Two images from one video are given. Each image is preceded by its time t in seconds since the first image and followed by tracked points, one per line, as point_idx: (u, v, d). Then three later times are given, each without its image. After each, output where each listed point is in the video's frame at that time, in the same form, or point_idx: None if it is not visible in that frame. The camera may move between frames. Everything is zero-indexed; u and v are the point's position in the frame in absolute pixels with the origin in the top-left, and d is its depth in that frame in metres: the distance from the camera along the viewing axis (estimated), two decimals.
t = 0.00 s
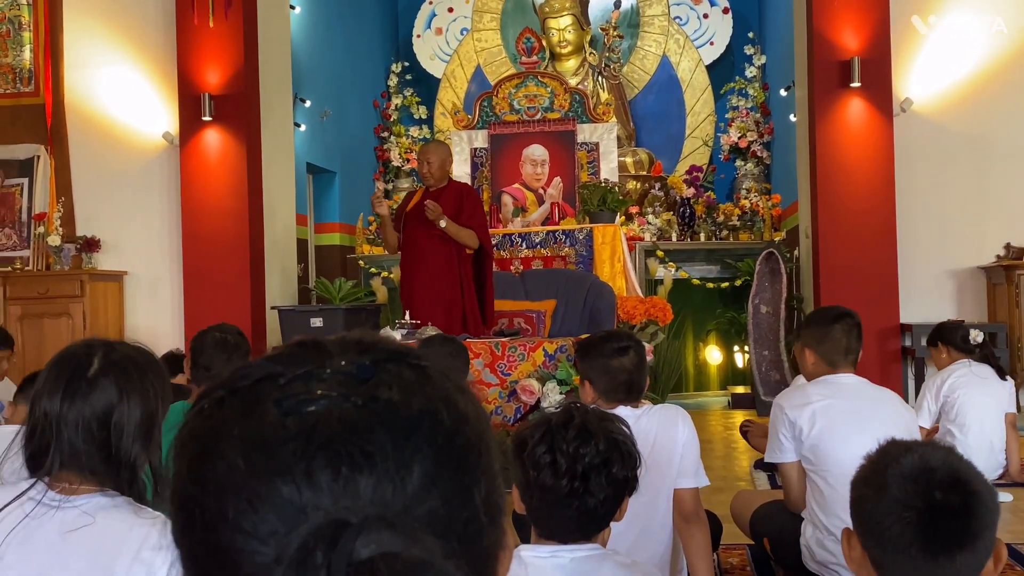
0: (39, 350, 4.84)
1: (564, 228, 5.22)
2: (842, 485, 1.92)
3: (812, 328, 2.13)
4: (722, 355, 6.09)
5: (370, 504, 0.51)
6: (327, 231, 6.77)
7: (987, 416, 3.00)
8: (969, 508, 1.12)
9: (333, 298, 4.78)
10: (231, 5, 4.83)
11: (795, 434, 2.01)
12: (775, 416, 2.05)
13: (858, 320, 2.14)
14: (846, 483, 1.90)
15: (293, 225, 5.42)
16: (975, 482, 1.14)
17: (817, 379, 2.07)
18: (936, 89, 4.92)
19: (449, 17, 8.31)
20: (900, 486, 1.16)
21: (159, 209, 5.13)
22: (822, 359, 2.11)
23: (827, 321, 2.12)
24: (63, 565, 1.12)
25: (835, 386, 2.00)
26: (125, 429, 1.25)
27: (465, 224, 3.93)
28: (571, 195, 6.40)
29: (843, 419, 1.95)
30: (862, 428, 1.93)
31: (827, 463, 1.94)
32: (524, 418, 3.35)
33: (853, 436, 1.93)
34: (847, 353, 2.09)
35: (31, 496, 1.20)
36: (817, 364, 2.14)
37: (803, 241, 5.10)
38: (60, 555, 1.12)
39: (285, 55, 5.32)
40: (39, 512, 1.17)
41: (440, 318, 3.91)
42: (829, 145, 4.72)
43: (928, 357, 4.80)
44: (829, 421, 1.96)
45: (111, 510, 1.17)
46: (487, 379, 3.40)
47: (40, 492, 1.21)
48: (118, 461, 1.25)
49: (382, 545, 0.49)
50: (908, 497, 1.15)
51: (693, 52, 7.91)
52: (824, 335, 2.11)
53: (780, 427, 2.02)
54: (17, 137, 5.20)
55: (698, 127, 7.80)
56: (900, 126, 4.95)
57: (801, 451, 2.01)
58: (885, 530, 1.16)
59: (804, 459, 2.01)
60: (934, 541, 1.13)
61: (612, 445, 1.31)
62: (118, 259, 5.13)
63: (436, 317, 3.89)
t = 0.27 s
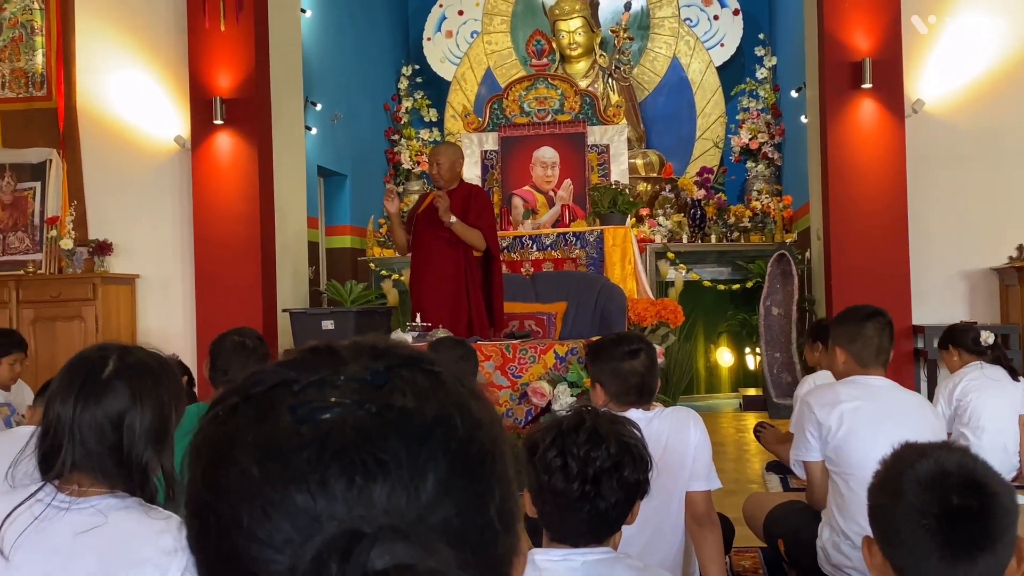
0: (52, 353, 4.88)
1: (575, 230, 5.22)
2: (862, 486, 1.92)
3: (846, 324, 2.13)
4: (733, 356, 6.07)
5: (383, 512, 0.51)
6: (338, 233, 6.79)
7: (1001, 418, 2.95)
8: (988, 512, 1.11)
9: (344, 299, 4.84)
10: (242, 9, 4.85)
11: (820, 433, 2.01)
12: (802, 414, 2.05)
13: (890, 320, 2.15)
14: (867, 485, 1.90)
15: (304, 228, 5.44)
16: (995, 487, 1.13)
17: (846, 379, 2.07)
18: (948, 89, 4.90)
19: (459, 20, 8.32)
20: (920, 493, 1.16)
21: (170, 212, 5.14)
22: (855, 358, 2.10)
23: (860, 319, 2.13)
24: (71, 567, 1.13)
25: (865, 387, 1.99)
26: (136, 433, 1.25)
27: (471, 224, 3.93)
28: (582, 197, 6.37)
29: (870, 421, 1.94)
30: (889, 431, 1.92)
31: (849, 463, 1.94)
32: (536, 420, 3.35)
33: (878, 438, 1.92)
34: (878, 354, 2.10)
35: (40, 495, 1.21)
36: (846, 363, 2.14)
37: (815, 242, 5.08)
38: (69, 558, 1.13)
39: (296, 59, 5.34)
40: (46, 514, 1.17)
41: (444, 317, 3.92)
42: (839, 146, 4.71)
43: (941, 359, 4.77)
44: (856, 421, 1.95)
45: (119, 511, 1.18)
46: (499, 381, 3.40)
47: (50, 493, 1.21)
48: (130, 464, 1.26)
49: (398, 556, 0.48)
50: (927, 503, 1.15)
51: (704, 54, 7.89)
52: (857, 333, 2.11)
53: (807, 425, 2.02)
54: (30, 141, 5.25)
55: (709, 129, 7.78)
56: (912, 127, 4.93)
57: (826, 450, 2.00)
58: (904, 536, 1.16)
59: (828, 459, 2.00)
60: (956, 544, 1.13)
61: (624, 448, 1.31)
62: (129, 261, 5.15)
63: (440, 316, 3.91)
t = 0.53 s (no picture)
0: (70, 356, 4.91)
1: (590, 232, 5.22)
2: (887, 498, 1.91)
3: (872, 336, 2.12)
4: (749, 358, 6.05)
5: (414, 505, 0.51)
6: (353, 236, 6.81)
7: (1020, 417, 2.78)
8: (1018, 513, 1.10)
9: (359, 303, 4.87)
10: (257, 13, 4.88)
11: (842, 445, 1.99)
12: (823, 427, 2.03)
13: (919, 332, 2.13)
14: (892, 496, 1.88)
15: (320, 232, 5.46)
16: None
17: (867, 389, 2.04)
18: (964, 89, 4.86)
19: (473, 23, 8.34)
20: (948, 493, 1.16)
21: (186, 216, 5.17)
22: (879, 368, 2.09)
23: (886, 330, 2.11)
24: (92, 568, 1.14)
25: (887, 398, 1.97)
26: (153, 437, 1.25)
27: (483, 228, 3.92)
28: (597, 199, 6.28)
29: (893, 431, 1.92)
30: (911, 441, 1.91)
31: (872, 475, 1.93)
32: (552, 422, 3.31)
33: (901, 448, 1.90)
34: (904, 365, 2.07)
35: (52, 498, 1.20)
36: (868, 374, 2.12)
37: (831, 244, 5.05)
38: (90, 559, 1.14)
39: (311, 63, 5.37)
40: (64, 515, 1.17)
41: (453, 315, 3.93)
42: (855, 146, 4.69)
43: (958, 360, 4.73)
44: (878, 433, 1.93)
45: (138, 510, 1.19)
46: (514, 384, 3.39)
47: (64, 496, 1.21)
48: (147, 467, 1.25)
49: (429, 545, 0.50)
50: (956, 503, 1.15)
51: (718, 55, 7.87)
52: (884, 343, 2.09)
53: (828, 438, 2.00)
54: (47, 146, 5.30)
55: (723, 130, 7.77)
56: (928, 127, 4.90)
57: (848, 462, 1.99)
58: (933, 539, 1.16)
59: (850, 470, 1.99)
60: (984, 545, 1.12)
61: (643, 448, 1.31)
62: (147, 265, 5.18)
63: (450, 314, 3.93)
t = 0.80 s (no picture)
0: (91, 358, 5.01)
1: (607, 232, 5.21)
2: (906, 500, 1.90)
3: (889, 342, 2.09)
4: (768, 358, 6.01)
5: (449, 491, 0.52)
6: (370, 238, 6.83)
7: None
8: None
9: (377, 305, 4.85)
10: (275, 17, 4.91)
11: (860, 449, 1.97)
12: (841, 430, 2.01)
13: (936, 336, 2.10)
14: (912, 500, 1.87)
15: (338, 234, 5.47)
16: None
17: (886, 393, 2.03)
18: (983, 87, 4.82)
19: (489, 25, 8.35)
20: (962, 485, 1.14)
21: (205, 219, 5.20)
22: (896, 375, 2.08)
23: (902, 336, 2.09)
24: (116, 569, 1.13)
25: (906, 401, 1.95)
26: (173, 438, 1.25)
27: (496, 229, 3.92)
28: (614, 199, 6.36)
29: (912, 435, 1.91)
30: (931, 443, 1.90)
31: (892, 477, 1.91)
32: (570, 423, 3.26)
33: (921, 450, 1.89)
34: (920, 371, 2.06)
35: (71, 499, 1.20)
36: (885, 380, 2.11)
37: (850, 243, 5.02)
38: (114, 560, 1.14)
39: (328, 66, 5.39)
40: (86, 516, 1.17)
41: (469, 313, 3.95)
42: (874, 145, 4.65)
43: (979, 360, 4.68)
44: (898, 434, 1.92)
45: (160, 509, 1.19)
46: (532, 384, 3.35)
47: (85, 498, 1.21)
48: (167, 469, 1.25)
49: (467, 535, 0.50)
50: (970, 497, 1.14)
51: (735, 55, 7.85)
52: (897, 351, 2.08)
53: (845, 441, 1.99)
54: (70, 148, 5.48)
55: (741, 129, 7.75)
56: (946, 126, 4.85)
57: (865, 465, 1.97)
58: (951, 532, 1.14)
59: (868, 472, 1.97)
60: (999, 538, 1.11)
61: (666, 447, 1.32)
62: (168, 269, 5.21)
63: (466, 314, 3.94)
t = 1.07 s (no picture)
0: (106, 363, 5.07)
1: (619, 234, 5.20)
2: (921, 503, 1.89)
3: (899, 344, 2.08)
4: (781, 360, 5.99)
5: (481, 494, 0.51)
6: (383, 242, 6.85)
7: None
8: None
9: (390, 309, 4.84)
10: (287, 23, 4.93)
11: (874, 452, 1.95)
12: (854, 433, 1.99)
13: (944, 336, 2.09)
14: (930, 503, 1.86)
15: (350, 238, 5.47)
16: None
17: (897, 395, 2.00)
18: (995, 87, 4.79)
19: (500, 28, 8.36)
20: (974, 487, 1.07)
21: (217, 224, 5.21)
22: (907, 376, 2.06)
23: (912, 337, 2.07)
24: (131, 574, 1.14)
25: (919, 404, 1.93)
26: (182, 441, 1.25)
27: (502, 230, 3.91)
28: (626, 202, 6.36)
29: (927, 437, 1.90)
30: (944, 446, 1.89)
31: (907, 480, 1.90)
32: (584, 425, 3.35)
33: (935, 454, 1.88)
34: (931, 372, 2.04)
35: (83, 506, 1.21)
36: (895, 383, 2.09)
37: (864, 245, 4.99)
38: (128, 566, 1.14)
39: (340, 71, 5.41)
40: (100, 522, 1.17)
41: (477, 315, 3.95)
42: (887, 146, 4.63)
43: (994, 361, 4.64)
44: (912, 438, 1.91)
45: (170, 513, 1.19)
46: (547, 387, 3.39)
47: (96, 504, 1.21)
48: (177, 472, 1.24)
49: (566, 483, 0.51)
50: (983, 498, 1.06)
51: (747, 56, 7.83)
52: (907, 352, 2.06)
53: (859, 445, 1.97)
54: (84, 155, 5.52)
55: (753, 131, 7.71)
56: (959, 127, 4.82)
57: (880, 468, 1.95)
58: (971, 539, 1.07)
59: (882, 476, 1.96)
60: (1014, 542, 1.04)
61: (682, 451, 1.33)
62: (181, 274, 5.23)
63: (475, 317, 3.95)
